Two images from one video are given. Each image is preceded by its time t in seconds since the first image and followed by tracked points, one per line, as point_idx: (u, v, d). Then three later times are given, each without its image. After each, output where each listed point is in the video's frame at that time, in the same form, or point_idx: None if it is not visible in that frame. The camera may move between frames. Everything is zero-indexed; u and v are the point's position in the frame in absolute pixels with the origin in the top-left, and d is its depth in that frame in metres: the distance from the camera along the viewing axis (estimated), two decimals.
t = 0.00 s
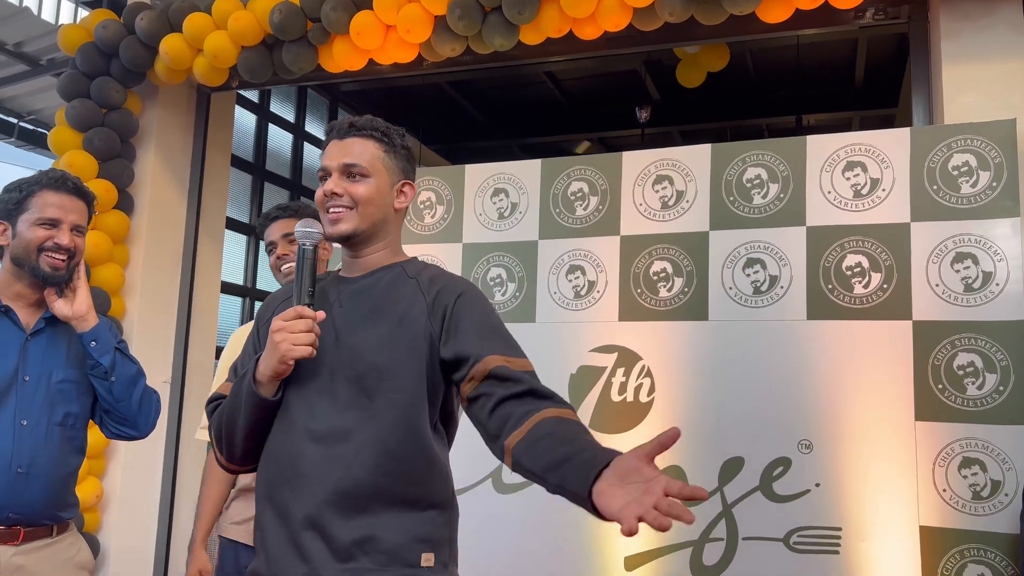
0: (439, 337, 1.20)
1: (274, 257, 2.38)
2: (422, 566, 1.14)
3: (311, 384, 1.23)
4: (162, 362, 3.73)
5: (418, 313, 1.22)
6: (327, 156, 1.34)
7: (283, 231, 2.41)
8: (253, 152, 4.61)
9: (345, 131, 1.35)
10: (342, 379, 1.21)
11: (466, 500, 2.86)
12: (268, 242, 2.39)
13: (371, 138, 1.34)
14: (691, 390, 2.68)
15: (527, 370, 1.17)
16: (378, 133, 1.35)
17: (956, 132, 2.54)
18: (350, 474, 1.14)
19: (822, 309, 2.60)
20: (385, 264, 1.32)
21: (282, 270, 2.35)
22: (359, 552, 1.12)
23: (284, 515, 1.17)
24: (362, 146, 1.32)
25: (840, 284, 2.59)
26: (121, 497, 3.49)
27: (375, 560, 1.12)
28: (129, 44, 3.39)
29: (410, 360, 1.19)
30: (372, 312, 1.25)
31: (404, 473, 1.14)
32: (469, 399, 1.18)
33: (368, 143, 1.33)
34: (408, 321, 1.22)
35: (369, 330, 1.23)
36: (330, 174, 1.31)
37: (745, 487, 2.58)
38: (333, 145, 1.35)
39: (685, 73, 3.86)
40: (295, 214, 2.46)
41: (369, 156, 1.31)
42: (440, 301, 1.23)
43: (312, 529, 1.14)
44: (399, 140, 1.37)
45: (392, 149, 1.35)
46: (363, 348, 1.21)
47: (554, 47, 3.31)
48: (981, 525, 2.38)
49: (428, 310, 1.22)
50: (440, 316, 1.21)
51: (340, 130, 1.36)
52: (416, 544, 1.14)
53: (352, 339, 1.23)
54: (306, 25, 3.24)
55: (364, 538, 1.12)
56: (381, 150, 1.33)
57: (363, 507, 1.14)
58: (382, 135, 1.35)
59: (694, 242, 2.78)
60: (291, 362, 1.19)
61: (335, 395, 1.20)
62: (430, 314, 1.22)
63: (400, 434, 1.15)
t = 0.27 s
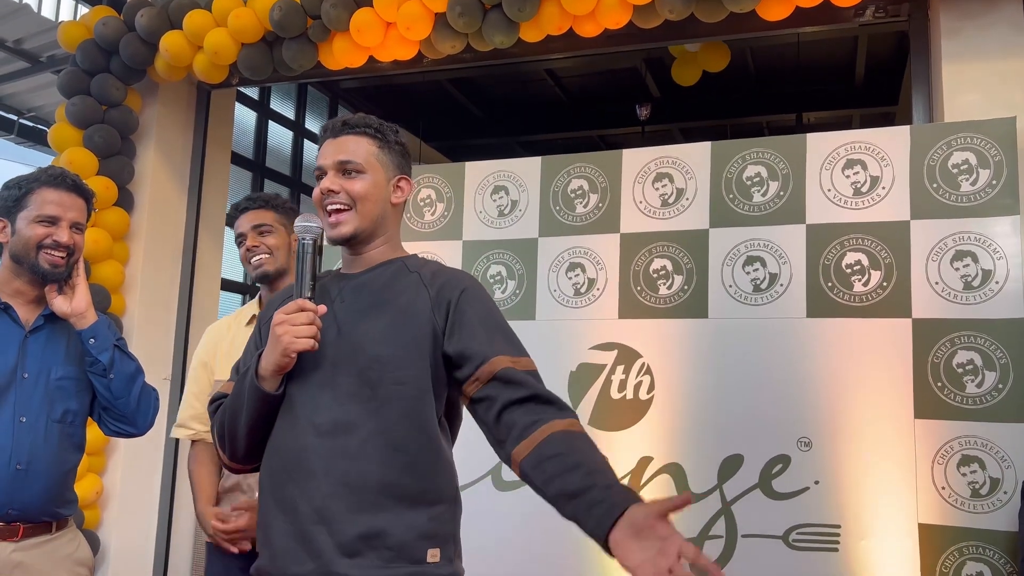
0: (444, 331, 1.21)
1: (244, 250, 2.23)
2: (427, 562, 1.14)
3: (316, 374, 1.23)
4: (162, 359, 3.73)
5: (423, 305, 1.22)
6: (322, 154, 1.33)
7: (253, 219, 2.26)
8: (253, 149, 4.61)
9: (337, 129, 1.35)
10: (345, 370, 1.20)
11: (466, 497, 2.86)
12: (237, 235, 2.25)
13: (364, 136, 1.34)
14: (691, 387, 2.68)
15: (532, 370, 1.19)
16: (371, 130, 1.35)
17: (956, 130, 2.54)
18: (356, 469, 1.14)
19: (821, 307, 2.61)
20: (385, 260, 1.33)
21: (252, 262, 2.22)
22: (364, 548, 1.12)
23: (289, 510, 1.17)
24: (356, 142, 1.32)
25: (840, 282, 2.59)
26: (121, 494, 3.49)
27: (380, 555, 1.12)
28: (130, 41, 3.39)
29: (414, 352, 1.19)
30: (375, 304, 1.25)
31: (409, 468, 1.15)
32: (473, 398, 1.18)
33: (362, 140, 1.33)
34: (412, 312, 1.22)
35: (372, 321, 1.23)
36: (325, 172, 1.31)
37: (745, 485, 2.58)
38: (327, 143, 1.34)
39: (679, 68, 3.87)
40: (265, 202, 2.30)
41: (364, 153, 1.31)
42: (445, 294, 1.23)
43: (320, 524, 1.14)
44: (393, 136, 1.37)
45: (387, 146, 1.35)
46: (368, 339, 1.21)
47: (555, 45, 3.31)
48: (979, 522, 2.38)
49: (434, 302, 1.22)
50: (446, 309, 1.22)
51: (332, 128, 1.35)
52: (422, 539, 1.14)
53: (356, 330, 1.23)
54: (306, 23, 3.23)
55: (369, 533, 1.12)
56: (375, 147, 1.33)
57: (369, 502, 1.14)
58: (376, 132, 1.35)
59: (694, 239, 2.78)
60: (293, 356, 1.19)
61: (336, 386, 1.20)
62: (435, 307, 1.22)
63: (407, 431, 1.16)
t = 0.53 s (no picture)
0: (450, 339, 1.24)
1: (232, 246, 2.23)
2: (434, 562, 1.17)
3: (325, 374, 1.25)
4: (162, 358, 3.74)
5: (432, 310, 1.25)
6: (322, 154, 1.34)
7: (243, 215, 2.26)
8: (252, 149, 4.61)
9: (336, 129, 1.36)
10: (354, 373, 1.23)
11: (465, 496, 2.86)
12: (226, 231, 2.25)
13: (362, 133, 1.35)
14: (690, 388, 2.68)
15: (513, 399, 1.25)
16: (368, 128, 1.36)
17: (953, 131, 2.55)
18: (366, 471, 1.17)
19: (819, 307, 2.61)
20: (388, 258, 1.34)
21: (238, 259, 2.23)
22: (379, 548, 1.15)
23: (299, 511, 1.19)
24: (355, 141, 1.33)
25: (838, 282, 2.60)
26: (121, 493, 3.49)
27: (395, 555, 1.15)
28: (129, 40, 3.39)
29: (420, 357, 1.22)
30: (382, 306, 1.27)
31: (420, 470, 1.18)
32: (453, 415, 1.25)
33: (360, 138, 1.34)
34: (420, 317, 1.25)
35: (379, 324, 1.25)
36: (325, 172, 1.32)
37: (743, 484, 2.59)
38: (327, 142, 1.35)
39: (669, 69, 3.89)
40: (256, 199, 2.30)
41: (362, 151, 1.32)
42: (453, 303, 1.26)
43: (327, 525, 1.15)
44: (391, 133, 1.38)
45: (385, 143, 1.36)
46: (374, 342, 1.24)
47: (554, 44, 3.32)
48: (977, 522, 2.39)
49: (441, 311, 1.25)
50: (452, 319, 1.25)
51: (331, 128, 1.37)
52: (435, 538, 1.17)
53: (364, 332, 1.25)
54: (305, 22, 3.24)
55: (383, 534, 1.15)
56: (374, 145, 1.34)
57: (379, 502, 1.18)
58: (373, 129, 1.36)
59: (692, 239, 2.78)
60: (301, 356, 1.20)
61: (347, 389, 1.22)
62: (441, 314, 1.25)
63: (416, 433, 1.19)
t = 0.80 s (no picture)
0: (461, 337, 1.26)
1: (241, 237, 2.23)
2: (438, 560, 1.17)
3: (332, 374, 1.25)
4: (162, 358, 3.74)
5: (441, 309, 1.26)
6: (323, 153, 1.35)
7: (256, 207, 2.25)
8: (252, 149, 4.62)
9: (336, 127, 1.37)
10: (365, 373, 1.23)
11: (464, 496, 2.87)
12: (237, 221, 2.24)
13: (361, 130, 1.35)
14: (688, 388, 2.69)
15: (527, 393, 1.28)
16: (368, 124, 1.36)
17: (951, 130, 2.55)
18: (375, 471, 1.18)
19: (818, 306, 2.62)
20: (392, 255, 1.35)
21: (246, 251, 2.22)
22: (381, 548, 1.16)
23: (309, 512, 1.19)
24: (355, 138, 1.33)
25: (836, 281, 2.61)
26: (121, 493, 3.50)
27: (407, 554, 1.16)
28: (128, 40, 3.39)
29: (430, 356, 1.23)
30: (389, 306, 1.28)
31: (429, 469, 1.20)
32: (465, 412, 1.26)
33: (360, 136, 1.34)
34: (429, 316, 1.26)
35: (388, 323, 1.26)
36: (325, 171, 1.32)
37: (742, 483, 2.59)
38: (328, 141, 1.36)
39: (658, 72, 3.89)
40: (271, 192, 2.30)
41: (362, 148, 1.32)
42: (462, 301, 1.28)
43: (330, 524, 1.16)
44: (391, 128, 1.38)
45: (386, 138, 1.36)
46: (383, 342, 1.24)
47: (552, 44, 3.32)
48: (975, 520, 2.40)
49: (450, 310, 1.27)
50: (462, 317, 1.26)
51: (331, 126, 1.38)
52: (446, 537, 1.19)
53: (372, 331, 1.26)
54: (305, 22, 3.24)
55: (396, 534, 1.17)
56: (374, 141, 1.34)
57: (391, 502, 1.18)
58: (373, 126, 1.36)
59: (691, 238, 2.79)
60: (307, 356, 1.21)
61: (358, 390, 1.23)
62: (450, 313, 1.27)
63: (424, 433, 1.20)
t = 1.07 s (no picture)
0: (460, 342, 1.24)
1: (248, 235, 2.23)
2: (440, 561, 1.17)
3: (335, 376, 1.27)
4: (162, 358, 3.75)
5: (440, 313, 1.25)
6: (327, 154, 1.36)
7: (265, 204, 2.24)
8: (252, 149, 4.62)
9: (340, 129, 1.38)
10: (368, 376, 1.24)
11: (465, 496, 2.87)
12: (244, 217, 2.24)
13: (364, 131, 1.36)
14: (688, 388, 2.69)
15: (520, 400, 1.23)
16: (371, 124, 1.36)
17: (950, 131, 2.56)
18: (377, 473, 1.18)
19: (818, 306, 2.62)
20: (397, 255, 1.35)
21: (252, 249, 2.23)
22: (384, 548, 1.16)
23: (309, 513, 1.20)
24: (357, 139, 1.34)
25: (836, 281, 2.61)
26: (122, 493, 3.50)
27: (406, 555, 1.16)
28: (129, 41, 3.40)
29: (426, 359, 1.23)
30: (390, 308, 1.28)
31: (429, 472, 1.19)
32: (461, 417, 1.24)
33: (363, 136, 1.35)
34: (428, 319, 1.25)
35: (388, 326, 1.26)
36: (328, 173, 1.33)
37: (742, 483, 2.60)
38: (332, 143, 1.37)
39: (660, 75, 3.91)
40: (281, 189, 2.28)
41: (363, 149, 1.32)
42: (461, 305, 1.26)
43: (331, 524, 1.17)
44: (395, 128, 1.38)
45: (389, 138, 1.36)
46: (382, 345, 1.24)
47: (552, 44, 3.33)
48: (974, 520, 2.40)
49: (448, 313, 1.25)
50: (460, 321, 1.25)
51: (335, 128, 1.38)
52: (446, 537, 1.19)
53: (373, 334, 1.26)
54: (305, 23, 3.25)
55: (394, 535, 1.17)
56: (376, 141, 1.35)
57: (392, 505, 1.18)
58: (376, 126, 1.36)
59: (690, 238, 2.79)
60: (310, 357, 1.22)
61: (361, 392, 1.24)
62: (449, 317, 1.25)
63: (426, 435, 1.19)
